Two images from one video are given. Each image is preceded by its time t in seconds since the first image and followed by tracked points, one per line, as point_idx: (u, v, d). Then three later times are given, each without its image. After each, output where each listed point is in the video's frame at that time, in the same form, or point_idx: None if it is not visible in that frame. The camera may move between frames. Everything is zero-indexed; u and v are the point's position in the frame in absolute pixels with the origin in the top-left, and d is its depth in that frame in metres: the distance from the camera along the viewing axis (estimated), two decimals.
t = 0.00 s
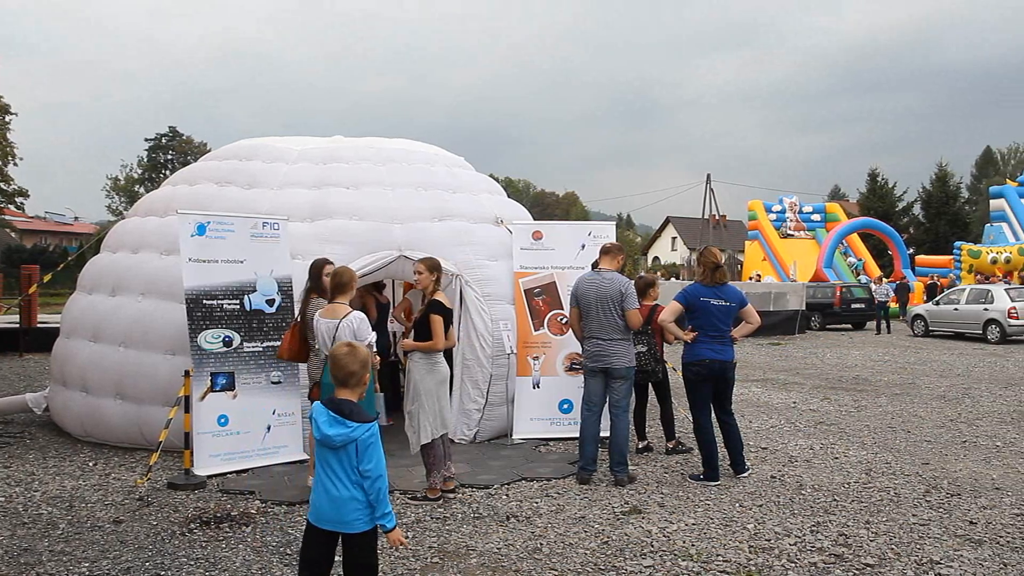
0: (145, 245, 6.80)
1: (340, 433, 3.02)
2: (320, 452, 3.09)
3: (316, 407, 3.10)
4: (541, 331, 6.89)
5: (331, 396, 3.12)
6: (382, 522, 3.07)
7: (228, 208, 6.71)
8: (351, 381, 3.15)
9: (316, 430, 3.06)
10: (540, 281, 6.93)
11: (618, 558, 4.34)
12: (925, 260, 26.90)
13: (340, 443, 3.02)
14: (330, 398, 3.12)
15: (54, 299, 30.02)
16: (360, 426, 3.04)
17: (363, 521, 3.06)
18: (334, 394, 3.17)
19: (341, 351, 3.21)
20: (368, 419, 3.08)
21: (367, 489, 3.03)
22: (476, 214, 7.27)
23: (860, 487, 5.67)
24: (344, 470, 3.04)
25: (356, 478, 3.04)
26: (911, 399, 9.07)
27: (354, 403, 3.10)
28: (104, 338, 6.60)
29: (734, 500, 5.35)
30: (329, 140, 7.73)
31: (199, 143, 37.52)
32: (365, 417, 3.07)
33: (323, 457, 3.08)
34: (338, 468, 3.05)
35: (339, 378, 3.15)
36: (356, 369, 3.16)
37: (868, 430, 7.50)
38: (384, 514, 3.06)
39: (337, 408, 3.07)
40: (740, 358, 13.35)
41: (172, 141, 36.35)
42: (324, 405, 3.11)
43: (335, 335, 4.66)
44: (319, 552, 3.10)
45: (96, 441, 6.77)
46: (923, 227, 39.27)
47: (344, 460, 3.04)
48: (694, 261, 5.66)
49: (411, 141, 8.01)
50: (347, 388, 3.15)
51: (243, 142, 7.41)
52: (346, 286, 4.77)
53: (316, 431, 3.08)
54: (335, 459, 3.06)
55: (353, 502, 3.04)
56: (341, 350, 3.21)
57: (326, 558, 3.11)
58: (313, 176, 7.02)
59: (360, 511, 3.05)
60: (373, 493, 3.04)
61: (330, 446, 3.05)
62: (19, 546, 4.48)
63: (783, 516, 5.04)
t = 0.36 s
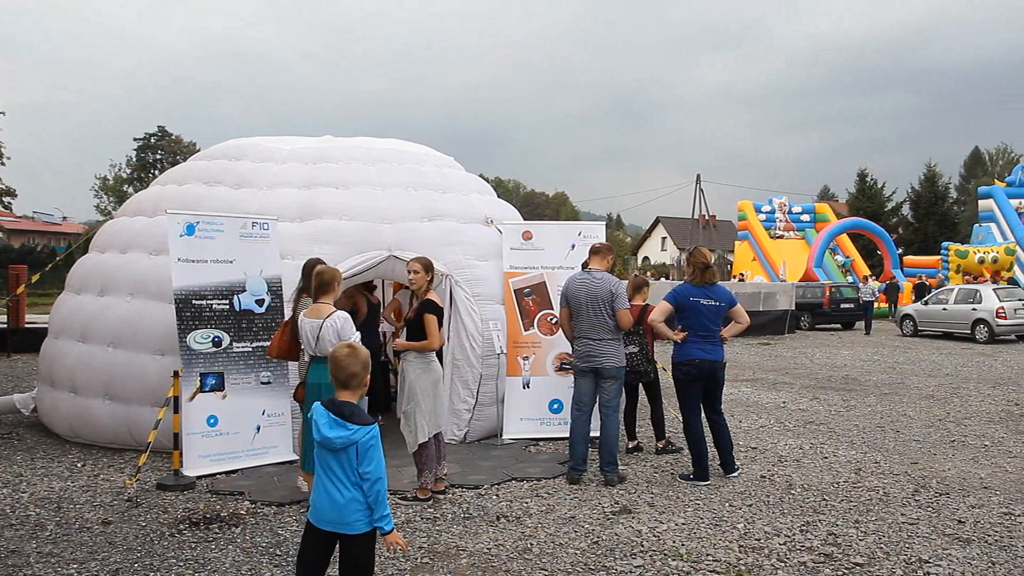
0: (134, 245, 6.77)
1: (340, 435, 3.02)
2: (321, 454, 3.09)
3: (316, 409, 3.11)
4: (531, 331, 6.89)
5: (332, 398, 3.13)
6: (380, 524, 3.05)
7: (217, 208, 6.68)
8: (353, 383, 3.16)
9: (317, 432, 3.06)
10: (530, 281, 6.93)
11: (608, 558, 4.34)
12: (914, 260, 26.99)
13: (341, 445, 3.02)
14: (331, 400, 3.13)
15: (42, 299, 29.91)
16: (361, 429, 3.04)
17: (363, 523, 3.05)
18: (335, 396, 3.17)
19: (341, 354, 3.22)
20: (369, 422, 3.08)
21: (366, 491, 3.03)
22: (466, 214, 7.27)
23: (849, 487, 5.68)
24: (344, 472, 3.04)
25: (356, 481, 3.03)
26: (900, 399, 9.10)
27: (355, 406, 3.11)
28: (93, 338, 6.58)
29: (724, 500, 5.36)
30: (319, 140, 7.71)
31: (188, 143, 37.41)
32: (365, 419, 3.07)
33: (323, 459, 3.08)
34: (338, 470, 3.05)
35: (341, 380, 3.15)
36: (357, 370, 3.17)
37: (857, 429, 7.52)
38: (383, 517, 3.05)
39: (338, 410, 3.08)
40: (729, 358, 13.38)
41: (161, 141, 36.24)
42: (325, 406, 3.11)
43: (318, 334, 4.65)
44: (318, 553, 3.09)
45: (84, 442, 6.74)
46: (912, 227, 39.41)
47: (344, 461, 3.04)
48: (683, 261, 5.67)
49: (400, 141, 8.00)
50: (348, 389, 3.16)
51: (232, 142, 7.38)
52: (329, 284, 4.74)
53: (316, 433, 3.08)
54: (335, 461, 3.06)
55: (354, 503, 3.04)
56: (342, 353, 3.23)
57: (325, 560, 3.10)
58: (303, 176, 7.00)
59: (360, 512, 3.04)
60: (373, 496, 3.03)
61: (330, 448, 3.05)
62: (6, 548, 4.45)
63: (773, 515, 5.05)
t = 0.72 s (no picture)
0: (123, 245, 6.75)
1: (335, 437, 3.01)
2: (314, 455, 3.08)
3: (309, 411, 3.10)
4: (522, 331, 6.89)
5: (325, 399, 3.12)
6: (372, 526, 3.05)
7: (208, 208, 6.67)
8: (345, 384, 3.16)
9: (312, 433, 3.05)
10: (521, 281, 6.93)
11: (598, 558, 4.34)
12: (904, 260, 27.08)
13: (336, 447, 3.01)
14: (324, 402, 3.12)
15: (30, 299, 29.78)
16: (356, 431, 3.04)
17: (357, 523, 3.04)
18: (327, 398, 3.17)
19: (332, 355, 3.21)
20: (363, 424, 3.08)
21: (360, 493, 3.03)
22: (457, 214, 7.26)
23: (839, 486, 5.70)
24: (338, 474, 3.03)
25: (350, 482, 3.03)
26: (890, 398, 9.12)
27: (348, 408, 3.10)
28: (82, 338, 6.55)
29: (714, 499, 5.37)
30: (310, 140, 7.70)
31: (178, 142, 37.31)
32: (360, 422, 3.07)
33: (317, 460, 3.07)
34: (332, 472, 3.04)
35: (334, 381, 3.15)
36: (349, 372, 3.17)
37: (847, 429, 7.54)
38: (376, 518, 3.05)
39: (332, 412, 3.07)
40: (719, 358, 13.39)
41: (151, 141, 36.13)
42: (318, 408, 3.10)
43: (303, 334, 4.64)
44: (311, 553, 3.08)
45: (74, 442, 6.72)
46: (902, 227, 39.54)
47: (338, 463, 3.03)
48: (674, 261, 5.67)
49: (391, 141, 7.98)
50: (342, 390, 3.15)
51: (223, 142, 7.36)
52: (314, 283, 4.73)
53: (310, 436, 3.07)
54: (329, 463, 3.05)
55: (347, 505, 3.03)
56: (333, 354, 3.22)
57: (318, 560, 3.09)
58: (293, 176, 6.98)
59: (354, 513, 3.03)
60: (368, 497, 3.03)
61: (324, 450, 3.04)
62: None
63: (763, 515, 5.06)
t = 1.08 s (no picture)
0: (106, 245, 6.71)
1: (318, 438, 3.00)
2: (296, 457, 3.07)
3: (291, 412, 3.09)
4: (506, 331, 6.89)
5: (307, 400, 3.12)
6: (355, 527, 3.03)
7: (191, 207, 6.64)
8: (328, 384, 3.14)
9: (293, 434, 3.04)
10: (505, 280, 6.93)
11: (583, 558, 4.34)
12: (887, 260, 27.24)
13: (318, 448, 3.00)
14: (307, 403, 3.11)
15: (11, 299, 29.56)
16: (338, 431, 3.03)
17: (340, 523, 3.03)
18: (309, 399, 3.15)
19: (314, 356, 3.20)
20: (346, 424, 3.07)
21: (343, 494, 3.01)
22: (441, 214, 7.25)
23: (822, 485, 5.72)
24: (321, 475, 3.02)
25: (333, 483, 3.02)
26: (872, 397, 9.17)
27: (330, 409, 3.09)
28: (64, 339, 6.51)
29: (698, 499, 5.38)
30: (294, 140, 7.67)
31: (162, 141, 37.14)
32: (342, 422, 3.06)
33: (299, 462, 3.06)
34: (314, 473, 3.03)
35: (316, 381, 3.14)
36: (332, 372, 3.16)
37: (830, 428, 7.57)
38: (359, 518, 3.03)
39: (314, 413, 3.06)
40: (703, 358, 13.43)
41: (134, 140, 35.94)
42: (300, 410, 3.10)
43: (283, 333, 4.62)
44: (295, 555, 3.07)
45: (56, 443, 6.67)
46: (885, 227, 39.75)
47: (321, 464, 3.02)
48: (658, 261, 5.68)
49: (375, 141, 7.96)
50: (324, 390, 3.14)
51: (206, 141, 7.33)
52: (294, 282, 4.71)
53: (292, 437, 3.06)
54: (312, 464, 3.04)
55: (331, 505, 3.02)
56: (316, 354, 3.21)
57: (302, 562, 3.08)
58: (277, 175, 6.95)
59: (337, 513, 3.02)
60: (350, 497, 3.01)
61: (307, 451, 3.03)
62: None
63: (747, 514, 5.07)
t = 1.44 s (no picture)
0: (82, 245, 6.65)
1: (295, 440, 2.98)
2: (273, 459, 3.05)
3: (268, 414, 3.06)
4: (486, 331, 6.87)
5: (284, 401, 3.10)
6: (333, 528, 3.03)
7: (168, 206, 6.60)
8: (306, 384, 3.13)
9: (271, 436, 3.01)
10: (485, 280, 6.92)
11: (562, 558, 4.34)
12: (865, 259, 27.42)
13: (296, 450, 2.98)
14: (284, 404, 3.09)
15: None
16: (316, 433, 3.02)
17: (318, 525, 3.02)
18: (287, 399, 3.13)
19: (292, 356, 3.19)
20: (323, 426, 3.06)
21: (320, 495, 3.00)
22: (421, 214, 7.23)
23: (801, 484, 5.75)
24: (298, 476, 3.01)
25: (310, 485, 3.00)
26: (850, 397, 9.23)
27: (307, 410, 3.07)
28: (40, 339, 6.45)
29: (678, 498, 5.39)
30: (273, 139, 7.63)
31: (140, 140, 36.89)
32: (320, 424, 3.05)
33: (276, 463, 3.04)
34: (292, 475, 3.01)
35: (294, 381, 3.12)
36: (310, 372, 3.15)
37: (809, 427, 7.61)
38: (337, 520, 3.03)
39: (292, 415, 3.04)
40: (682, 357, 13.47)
41: (111, 139, 35.67)
42: (277, 411, 3.07)
43: (259, 334, 4.61)
44: (273, 556, 3.05)
45: (32, 445, 6.61)
46: (863, 228, 40.01)
47: (299, 465, 3.01)
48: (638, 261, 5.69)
49: (355, 140, 7.93)
50: (301, 391, 3.12)
51: (184, 140, 7.28)
52: (271, 282, 4.70)
53: (269, 438, 3.03)
54: (289, 466, 3.02)
55: (309, 506, 3.01)
56: (293, 355, 3.19)
57: (281, 563, 3.07)
58: (256, 175, 6.92)
59: (316, 515, 3.01)
60: (329, 499, 3.00)
61: (284, 453, 3.01)
62: None
63: (726, 513, 5.09)
